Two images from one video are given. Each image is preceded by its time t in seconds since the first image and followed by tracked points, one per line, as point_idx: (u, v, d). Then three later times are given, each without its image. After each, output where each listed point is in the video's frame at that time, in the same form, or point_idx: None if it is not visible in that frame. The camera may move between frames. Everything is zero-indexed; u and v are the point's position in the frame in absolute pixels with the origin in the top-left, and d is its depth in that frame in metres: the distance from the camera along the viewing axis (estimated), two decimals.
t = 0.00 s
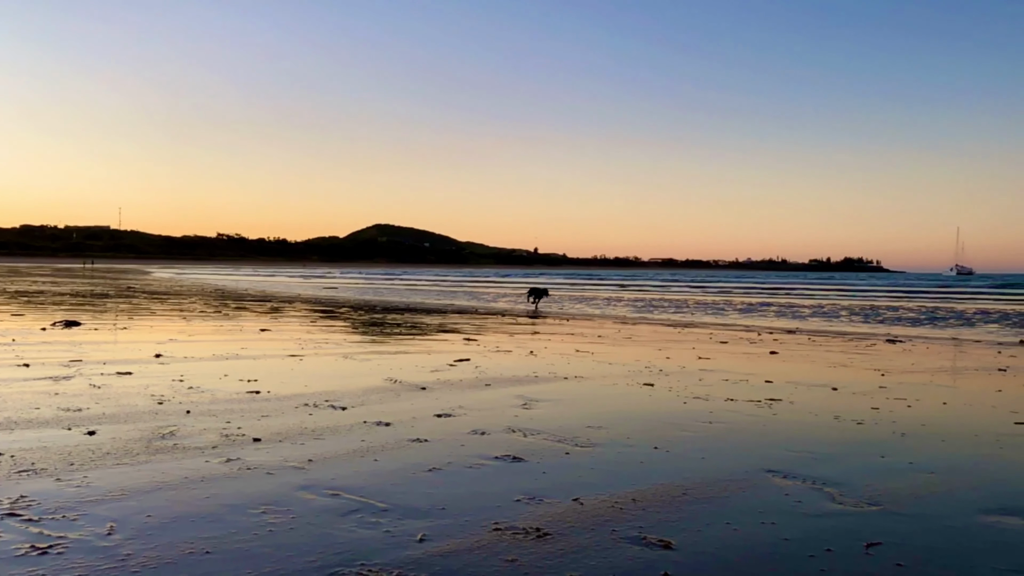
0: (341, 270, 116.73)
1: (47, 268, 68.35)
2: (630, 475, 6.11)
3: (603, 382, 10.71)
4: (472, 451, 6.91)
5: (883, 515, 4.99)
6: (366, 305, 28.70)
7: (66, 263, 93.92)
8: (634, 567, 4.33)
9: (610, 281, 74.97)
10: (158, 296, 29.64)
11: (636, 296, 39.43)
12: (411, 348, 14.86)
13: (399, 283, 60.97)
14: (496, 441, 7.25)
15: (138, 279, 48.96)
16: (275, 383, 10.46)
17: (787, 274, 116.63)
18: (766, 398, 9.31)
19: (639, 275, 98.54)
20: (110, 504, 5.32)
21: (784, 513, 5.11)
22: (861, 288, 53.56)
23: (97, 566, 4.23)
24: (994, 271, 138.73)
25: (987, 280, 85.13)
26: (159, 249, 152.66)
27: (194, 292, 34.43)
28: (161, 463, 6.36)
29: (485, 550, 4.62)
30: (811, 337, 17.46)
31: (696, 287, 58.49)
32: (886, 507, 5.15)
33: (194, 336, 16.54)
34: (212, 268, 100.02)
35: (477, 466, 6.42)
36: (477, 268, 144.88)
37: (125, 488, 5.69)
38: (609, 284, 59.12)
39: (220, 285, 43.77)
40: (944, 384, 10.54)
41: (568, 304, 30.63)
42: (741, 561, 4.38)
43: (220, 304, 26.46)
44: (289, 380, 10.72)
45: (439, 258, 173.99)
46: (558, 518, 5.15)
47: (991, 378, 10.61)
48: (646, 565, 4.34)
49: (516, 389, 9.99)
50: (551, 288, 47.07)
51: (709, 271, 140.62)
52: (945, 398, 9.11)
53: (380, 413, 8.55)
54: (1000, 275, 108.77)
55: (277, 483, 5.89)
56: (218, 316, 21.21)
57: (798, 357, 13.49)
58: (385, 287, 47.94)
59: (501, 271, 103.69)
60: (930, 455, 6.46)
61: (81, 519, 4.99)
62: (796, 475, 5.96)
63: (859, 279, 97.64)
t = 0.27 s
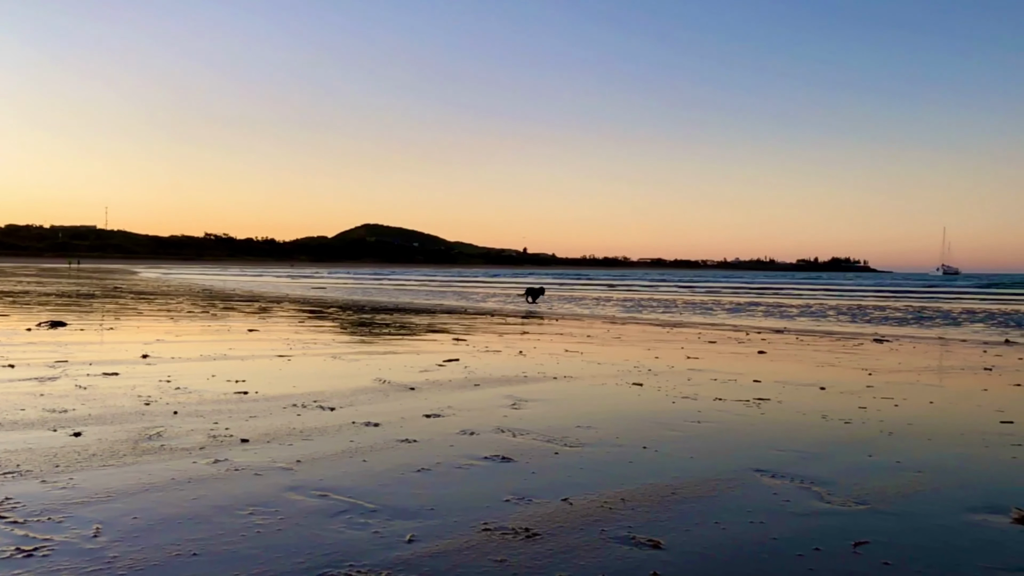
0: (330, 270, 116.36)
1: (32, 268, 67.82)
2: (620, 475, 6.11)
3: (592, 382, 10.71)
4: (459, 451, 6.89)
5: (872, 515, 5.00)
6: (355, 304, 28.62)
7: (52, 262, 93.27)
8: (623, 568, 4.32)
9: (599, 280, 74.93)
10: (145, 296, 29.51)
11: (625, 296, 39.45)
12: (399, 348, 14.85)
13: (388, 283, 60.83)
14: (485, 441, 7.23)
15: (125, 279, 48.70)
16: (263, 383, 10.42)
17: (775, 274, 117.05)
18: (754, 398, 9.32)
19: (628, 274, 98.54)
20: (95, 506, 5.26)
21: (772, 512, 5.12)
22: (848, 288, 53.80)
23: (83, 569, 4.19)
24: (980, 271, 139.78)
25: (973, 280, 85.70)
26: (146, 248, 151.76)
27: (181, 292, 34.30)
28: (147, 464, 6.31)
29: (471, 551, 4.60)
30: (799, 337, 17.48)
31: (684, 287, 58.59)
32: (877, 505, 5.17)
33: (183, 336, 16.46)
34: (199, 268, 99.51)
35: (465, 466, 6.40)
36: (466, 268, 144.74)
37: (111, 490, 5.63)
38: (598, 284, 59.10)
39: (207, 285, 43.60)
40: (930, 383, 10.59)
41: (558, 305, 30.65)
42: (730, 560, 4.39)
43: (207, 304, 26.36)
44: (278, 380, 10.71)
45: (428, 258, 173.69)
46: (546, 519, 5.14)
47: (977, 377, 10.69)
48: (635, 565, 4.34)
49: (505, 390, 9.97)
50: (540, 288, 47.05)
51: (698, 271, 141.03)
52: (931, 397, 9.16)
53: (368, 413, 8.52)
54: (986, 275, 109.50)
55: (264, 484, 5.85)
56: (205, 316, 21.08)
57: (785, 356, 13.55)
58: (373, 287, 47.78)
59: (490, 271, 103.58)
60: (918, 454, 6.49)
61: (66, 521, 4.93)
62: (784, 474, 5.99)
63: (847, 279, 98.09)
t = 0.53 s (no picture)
0: (318, 270, 115.93)
1: (17, 268, 67.23)
2: (609, 475, 6.11)
3: (581, 382, 10.72)
4: (448, 452, 6.87)
5: (859, 513, 5.02)
6: (343, 305, 28.60)
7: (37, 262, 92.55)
8: (612, 568, 4.31)
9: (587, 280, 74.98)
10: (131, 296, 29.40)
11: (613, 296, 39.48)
12: (387, 348, 14.82)
13: (376, 284, 60.68)
14: (472, 442, 7.21)
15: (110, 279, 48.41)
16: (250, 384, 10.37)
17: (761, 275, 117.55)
18: (741, 398, 9.36)
19: (616, 274, 98.67)
20: (81, 508, 5.20)
21: (760, 511, 5.13)
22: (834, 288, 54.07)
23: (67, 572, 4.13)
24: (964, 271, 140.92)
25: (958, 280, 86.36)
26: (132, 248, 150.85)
27: (169, 292, 34.14)
28: (133, 466, 6.25)
29: (459, 552, 4.57)
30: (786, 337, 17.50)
31: (672, 287, 58.71)
32: (864, 504, 5.20)
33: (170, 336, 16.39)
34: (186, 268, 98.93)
35: (454, 467, 6.38)
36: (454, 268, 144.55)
37: (97, 492, 5.57)
38: (586, 284, 59.13)
39: (193, 285, 43.37)
40: (915, 382, 10.63)
41: (546, 305, 30.67)
42: (718, 559, 4.38)
43: (195, 304, 26.26)
44: (264, 380, 10.69)
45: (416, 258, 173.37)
46: (532, 519, 5.11)
47: (962, 377, 10.78)
48: (624, 565, 4.33)
49: (494, 390, 9.97)
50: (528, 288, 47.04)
51: (686, 271, 141.48)
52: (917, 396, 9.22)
53: (354, 414, 8.47)
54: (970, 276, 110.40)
55: (252, 485, 5.81)
56: (193, 316, 20.98)
57: (773, 356, 13.61)
58: (361, 288, 47.56)
59: (478, 272, 103.52)
60: (906, 452, 6.54)
61: (51, 524, 4.86)
62: (772, 473, 6.01)
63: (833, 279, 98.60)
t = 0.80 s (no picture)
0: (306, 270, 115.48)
1: (1, 268, 66.61)
2: (597, 474, 6.12)
3: (570, 381, 10.72)
4: (436, 452, 6.85)
5: (846, 512, 5.04)
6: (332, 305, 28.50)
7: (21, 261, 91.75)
8: (601, 567, 4.30)
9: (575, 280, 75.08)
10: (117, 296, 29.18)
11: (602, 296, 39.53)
12: (376, 348, 14.77)
13: (364, 284, 60.52)
14: (461, 442, 7.19)
15: (95, 279, 48.05)
16: (238, 384, 10.31)
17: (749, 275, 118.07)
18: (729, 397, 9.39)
19: (604, 274, 98.82)
20: (66, 510, 5.15)
21: (749, 511, 5.14)
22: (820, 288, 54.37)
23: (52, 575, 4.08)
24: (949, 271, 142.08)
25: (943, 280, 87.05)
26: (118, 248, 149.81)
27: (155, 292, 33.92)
28: (119, 467, 6.19)
29: (447, 552, 4.56)
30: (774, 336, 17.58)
31: (660, 287, 58.86)
32: (851, 504, 5.21)
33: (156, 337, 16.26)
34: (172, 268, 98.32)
35: (443, 467, 6.36)
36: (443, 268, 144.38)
37: (82, 493, 5.52)
38: (575, 284, 59.20)
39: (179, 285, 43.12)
40: (902, 381, 10.70)
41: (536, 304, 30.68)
42: (707, 558, 4.39)
43: (182, 304, 26.10)
44: (252, 381, 10.62)
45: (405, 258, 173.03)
46: (521, 519, 5.11)
47: (948, 376, 10.86)
48: (613, 565, 4.33)
49: (483, 390, 9.95)
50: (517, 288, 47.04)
51: (674, 271, 141.86)
52: (904, 396, 9.28)
53: (343, 415, 8.44)
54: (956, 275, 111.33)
55: (239, 486, 5.77)
56: (179, 316, 20.84)
57: (761, 356, 13.66)
58: (349, 287, 47.39)
59: (468, 272, 103.40)
60: (892, 451, 6.57)
61: (36, 526, 4.81)
62: (760, 472, 6.03)
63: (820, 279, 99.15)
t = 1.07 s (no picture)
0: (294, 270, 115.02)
1: None
2: (586, 474, 6.11)
3: (559, 381, 10.72)
4: (425, 453, 6.83)
5: (834, 511, 5.06)
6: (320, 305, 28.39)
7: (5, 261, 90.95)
8: (589, 567, 4.30)
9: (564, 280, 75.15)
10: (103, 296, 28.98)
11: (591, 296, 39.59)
12: (364, 349, 14.71)
13: (352, 284, 60.38)
14: (450, 442, 7.17)
15: (81, 279, 47.73)
16: (225, 385, 10.24)
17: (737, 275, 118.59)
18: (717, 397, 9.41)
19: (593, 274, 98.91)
20: (51, 511, 5.09)
21: (738, 510, 5.14)
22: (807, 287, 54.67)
23: None
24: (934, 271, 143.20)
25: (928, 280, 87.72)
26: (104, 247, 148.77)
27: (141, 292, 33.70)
28: (104, 469, 6.13)
29: (436, 553, 4.54)
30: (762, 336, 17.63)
31: (649, 287, 59.01)
32: (839, 503, 5.23)
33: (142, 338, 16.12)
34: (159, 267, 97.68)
35: (431, 467, 6.34)
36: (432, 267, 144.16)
37: (68, 495, 5.46)
38: (563, 284, 59.23)
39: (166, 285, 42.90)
40: (888, 380, 10.76)
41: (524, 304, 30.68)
42: (696, 558, 4.39)
43: (168, 304, 25.93)
44: (239, 381, 10.55)
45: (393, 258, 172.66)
46: (510, 519, 5.09)
47: (934, 375, 10.93)
48: (602, 565, 4.32)
49: (472, 390, 9.93)
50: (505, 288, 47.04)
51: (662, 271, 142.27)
52: (891, 395, 9.34)
53: (331, 415, 8.39)
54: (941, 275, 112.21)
55: (226, 487, 5.73)
56: (166, 317, 20.69)
57: (749, 355, 13.70)
58: (337, 287, 47.25)
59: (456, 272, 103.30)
60: (879, 450, 6.60)
61: (20, 529, 4.75)
62: (748, 472, 6.04)
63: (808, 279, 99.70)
